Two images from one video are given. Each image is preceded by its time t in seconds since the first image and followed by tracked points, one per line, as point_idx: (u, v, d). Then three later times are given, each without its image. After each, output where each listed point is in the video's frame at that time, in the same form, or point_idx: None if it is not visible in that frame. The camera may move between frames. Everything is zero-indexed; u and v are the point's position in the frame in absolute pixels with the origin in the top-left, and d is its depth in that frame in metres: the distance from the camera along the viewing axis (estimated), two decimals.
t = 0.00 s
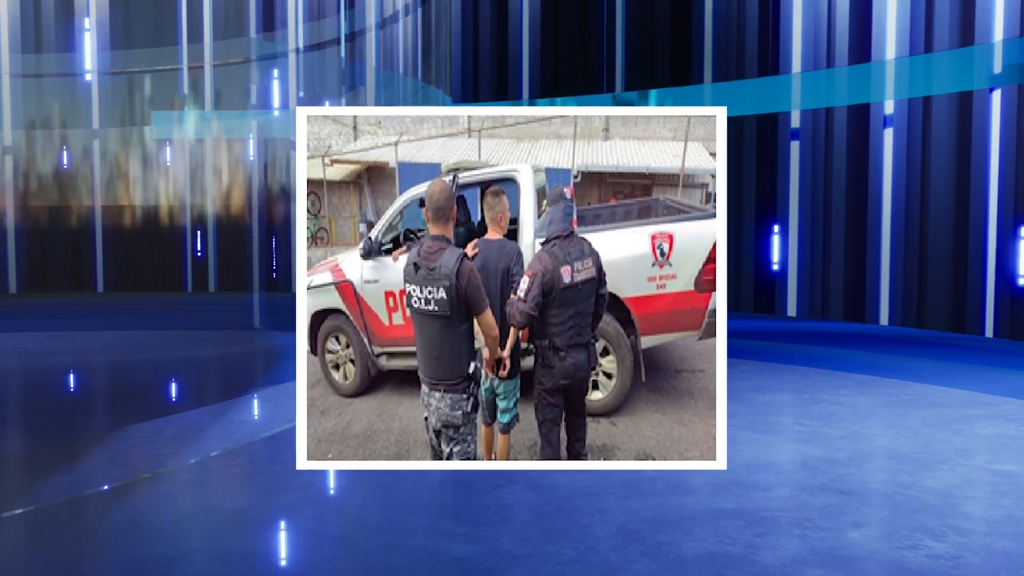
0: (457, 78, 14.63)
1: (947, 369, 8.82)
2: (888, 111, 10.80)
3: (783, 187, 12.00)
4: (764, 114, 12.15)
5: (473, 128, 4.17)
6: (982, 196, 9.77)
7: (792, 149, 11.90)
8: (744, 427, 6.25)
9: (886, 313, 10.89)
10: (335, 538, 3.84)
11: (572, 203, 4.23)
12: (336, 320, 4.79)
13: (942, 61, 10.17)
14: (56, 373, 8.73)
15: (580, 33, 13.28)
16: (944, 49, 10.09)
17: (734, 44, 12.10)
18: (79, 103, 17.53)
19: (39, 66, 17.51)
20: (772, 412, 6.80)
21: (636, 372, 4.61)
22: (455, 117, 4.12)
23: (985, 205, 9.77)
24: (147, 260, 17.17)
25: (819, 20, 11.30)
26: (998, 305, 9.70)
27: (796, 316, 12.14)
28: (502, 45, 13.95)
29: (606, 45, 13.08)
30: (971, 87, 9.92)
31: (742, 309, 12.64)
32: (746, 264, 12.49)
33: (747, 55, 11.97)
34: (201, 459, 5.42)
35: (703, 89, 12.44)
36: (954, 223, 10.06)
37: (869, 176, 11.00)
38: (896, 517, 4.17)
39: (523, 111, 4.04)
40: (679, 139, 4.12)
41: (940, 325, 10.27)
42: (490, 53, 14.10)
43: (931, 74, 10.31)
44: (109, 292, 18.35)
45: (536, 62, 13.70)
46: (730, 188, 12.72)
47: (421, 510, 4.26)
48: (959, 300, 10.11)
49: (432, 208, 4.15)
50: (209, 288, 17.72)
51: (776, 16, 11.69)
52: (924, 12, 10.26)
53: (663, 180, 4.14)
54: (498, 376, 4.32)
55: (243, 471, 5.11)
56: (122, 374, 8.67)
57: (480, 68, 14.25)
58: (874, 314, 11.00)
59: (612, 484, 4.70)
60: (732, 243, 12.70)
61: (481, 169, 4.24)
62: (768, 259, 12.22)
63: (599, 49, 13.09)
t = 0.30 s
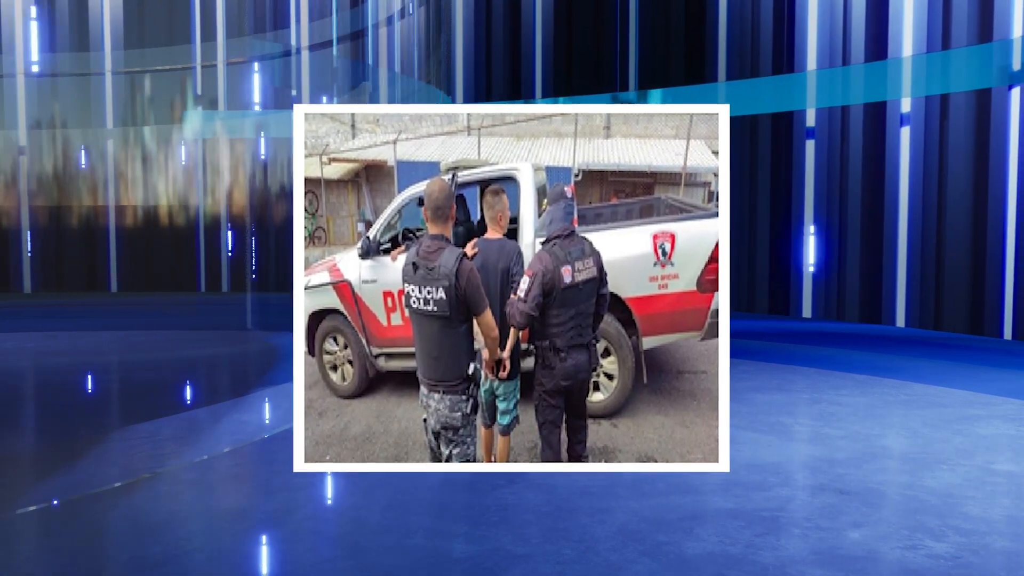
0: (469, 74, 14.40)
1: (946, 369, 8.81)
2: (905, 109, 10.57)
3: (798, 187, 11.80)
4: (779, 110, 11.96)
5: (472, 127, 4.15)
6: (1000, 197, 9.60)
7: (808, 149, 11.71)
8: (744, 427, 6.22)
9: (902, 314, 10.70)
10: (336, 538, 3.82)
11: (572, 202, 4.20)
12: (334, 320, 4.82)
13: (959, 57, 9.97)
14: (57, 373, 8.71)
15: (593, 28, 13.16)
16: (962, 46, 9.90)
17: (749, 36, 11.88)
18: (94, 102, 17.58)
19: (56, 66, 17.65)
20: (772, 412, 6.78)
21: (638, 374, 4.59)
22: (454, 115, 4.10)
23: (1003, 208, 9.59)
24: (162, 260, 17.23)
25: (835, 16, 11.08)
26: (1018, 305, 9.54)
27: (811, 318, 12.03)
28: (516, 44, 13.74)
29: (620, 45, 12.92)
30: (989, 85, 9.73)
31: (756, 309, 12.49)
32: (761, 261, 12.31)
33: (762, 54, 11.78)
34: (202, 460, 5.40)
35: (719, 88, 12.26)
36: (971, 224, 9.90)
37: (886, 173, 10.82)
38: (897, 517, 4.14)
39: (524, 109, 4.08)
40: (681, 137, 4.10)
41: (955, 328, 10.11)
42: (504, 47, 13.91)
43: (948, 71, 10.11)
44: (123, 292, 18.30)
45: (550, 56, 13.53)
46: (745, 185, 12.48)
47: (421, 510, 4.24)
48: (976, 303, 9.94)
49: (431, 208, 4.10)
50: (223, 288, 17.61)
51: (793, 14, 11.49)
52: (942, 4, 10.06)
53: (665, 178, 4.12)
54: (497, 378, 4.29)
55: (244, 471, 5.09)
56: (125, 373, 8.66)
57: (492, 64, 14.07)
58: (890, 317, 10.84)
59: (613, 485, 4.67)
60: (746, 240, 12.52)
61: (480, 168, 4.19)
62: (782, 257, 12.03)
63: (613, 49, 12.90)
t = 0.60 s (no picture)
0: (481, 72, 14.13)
1: (947, 369, 8.80)
2: (922, 108, 10.54)
3: (813, 190, 11.76)
4: (793, 109, 11.86)
5: (472, 125, 4.14)
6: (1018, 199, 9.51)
7: (823, 147, 11.64)
8: (744, 427, 6.20)
9: (919, 318, 10.68)
10: (335, 538, 3.80)
11: (573, 200, 4.17)
12: (332, 321, 4.82)
13: (977, 56, 9.93)
14: (57, 373, 8.69)
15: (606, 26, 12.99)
16: (979, 44, 9.85)
17: (764, 35, 11.84)
18: (108, 101, 17.46)
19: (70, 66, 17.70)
20: (772, 412, 6.76)
21: (640, 376, 4.54)
22: (453, 112, 4.09)
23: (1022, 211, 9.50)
24: (176, 260, 17.36)
25: (851, 14, 11.05)
26: None
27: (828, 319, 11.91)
28: (528, 42, 13.53)
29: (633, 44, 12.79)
30: (1007, 82, 9.67)
31: (770, 310, 12.37)
32: (775, 260, 12.23)
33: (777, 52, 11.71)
34: (201, 459, 5.38)
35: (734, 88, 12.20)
36: (988, 225, 9.83)
37: (901, 174, 10.75)
38: (897, 517, 4.12)
39: (525, 107, 4.07)
40: (683, 135, 4.08)
41: (974, 329, 10.03)
42: (516, 41, 13.62)
43: (966, 69, 10.05)
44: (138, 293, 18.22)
45: (563, 54, 13.31)
46: (760, 187, 12.35)
47: (421, 510, 4.22)
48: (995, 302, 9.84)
49: (429, 207, 4.10)
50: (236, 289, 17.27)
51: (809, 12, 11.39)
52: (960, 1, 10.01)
53: (666, 177, 4.11)
54: (497, 379, 4.27)
55: (243, 471, 5.07)
56: (126, 373, 8.64)
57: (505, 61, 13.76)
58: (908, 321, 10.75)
59: (613, 485, 4.65)
60: (759, 239, 12.40)
61: (480, 166, 4.22)
62: (797, 256, 11.94)
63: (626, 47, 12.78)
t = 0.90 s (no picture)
0: (494, 66, 13.71)
1: (948, 369, 8.76)
2: (940, 106, 10.47)
3: (829, 187, 11.59)
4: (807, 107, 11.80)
5: (471, 123, 4.14)
6: None
7: (838, 145, 11.51)
8: (743, 427, 6.17)
9: (936, 317, 10.53)
10: (334, 539, 3.78)
11: (574, 199, 4.13)
12: (330, 321, 4.77)
13: (997, 51, 9.90)
14: (58, 373, 8.67)
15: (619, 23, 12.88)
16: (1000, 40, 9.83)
17: (779, 34, 11.81)
18: (119, 101, 17.47)
19: (84, 65, 17.71)
20: (771, 412, 6.73)
21: (641, 377, 4.52)
22: (452, 111, 4.08)
23: None
24: (188, 261, 17.27)
25: (867, 13, 11.01)
26: None
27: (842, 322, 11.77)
28: (542, 39, 13.29)
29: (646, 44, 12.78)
30: None
31: (786, 312, 12.22)
32: (791, 265, 12.06)
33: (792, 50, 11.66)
34: (201, 459, 5.36)
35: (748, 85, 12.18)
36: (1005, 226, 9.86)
37: (919, 174, 10.65)
38: (896, 517, 4.10)
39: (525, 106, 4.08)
40: (684, 133, 4.05)
41: (992, 332, 10.02)
42: (529, 37, 13.41)
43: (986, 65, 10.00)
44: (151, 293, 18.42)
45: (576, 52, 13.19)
46: (775, 192, 12.18)
47: (421, 510, 4.20)
48: (1014, 302, 9.84)
49: (428, 205, 4.03)
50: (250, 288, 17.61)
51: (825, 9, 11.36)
52: None
53: (668, 175, 4.09)
54: (497, 380, 4.24)
55: (242, 471, 5.05)
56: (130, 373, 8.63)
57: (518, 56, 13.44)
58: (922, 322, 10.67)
59: (613, 485, 4.63)
60: (774, 242, 12.24)
61: (480, 165, 4.23)
62: (812, 257, 11.78)
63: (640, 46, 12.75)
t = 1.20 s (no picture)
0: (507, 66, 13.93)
1: (945, 369, 8.79)
2: (957, 104, 10.35)
3: (844, 187, 11.51)
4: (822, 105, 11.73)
5: (470, 121, 4.10)
6: None
7: (854, 145, 11.43)
8: (743, 428, 6.15)
9: (953, 318, 10.42)
10: (334, 538, 3.76)
11: (575, 198, 4.11)
12: (328, 321, 4.72)
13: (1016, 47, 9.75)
14: (60, 373, 8.64)
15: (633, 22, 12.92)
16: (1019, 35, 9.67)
17: (794, 33, 11.76)
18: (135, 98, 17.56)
19: (100, 65, 17.47)
20: (771, 412, 6.71)
21: (641, 378, 4.51)
22: (452, 108, 4.06)
23: None
24: (201, 261, 17.30)
25: (883, 10, 10.91)
26: None
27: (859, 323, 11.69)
28: (555, 39, 13.42)
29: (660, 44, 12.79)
30: None
31: (800, 313, 12.16)
32: (807, 266, 11.99)
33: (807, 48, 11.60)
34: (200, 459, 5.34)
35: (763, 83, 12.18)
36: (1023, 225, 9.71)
37: (936, 172, 10.55)
38: (896, 517, 4.08)
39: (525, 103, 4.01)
40: (687, 132, 4.05)
41: (1009, 335, 9.92)
42: (543, 37, 13.54)
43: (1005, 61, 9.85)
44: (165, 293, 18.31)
45: (589, 50, 13.22)
46: (790, 193, 12.16)
47: (421, 510, 4.18)
48: None
49: (427, 205, 4.00)
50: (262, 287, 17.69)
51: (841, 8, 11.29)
52: None
53: (670, 174, 4.08)
54: (496, 381, 4.22)
55: (242, 471, 5.03)
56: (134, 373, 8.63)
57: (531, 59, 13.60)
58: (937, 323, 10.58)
59: (613, 485, 4.61)
60: (788, 242, 12.20)
61: (480, 163, 4.20)
62: (828, 257, 11.73)
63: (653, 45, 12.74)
